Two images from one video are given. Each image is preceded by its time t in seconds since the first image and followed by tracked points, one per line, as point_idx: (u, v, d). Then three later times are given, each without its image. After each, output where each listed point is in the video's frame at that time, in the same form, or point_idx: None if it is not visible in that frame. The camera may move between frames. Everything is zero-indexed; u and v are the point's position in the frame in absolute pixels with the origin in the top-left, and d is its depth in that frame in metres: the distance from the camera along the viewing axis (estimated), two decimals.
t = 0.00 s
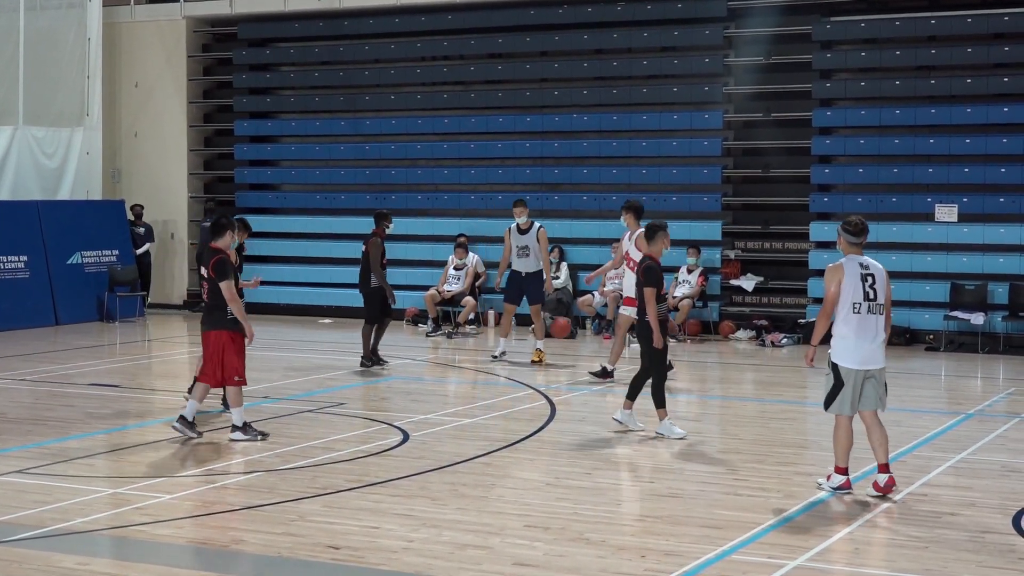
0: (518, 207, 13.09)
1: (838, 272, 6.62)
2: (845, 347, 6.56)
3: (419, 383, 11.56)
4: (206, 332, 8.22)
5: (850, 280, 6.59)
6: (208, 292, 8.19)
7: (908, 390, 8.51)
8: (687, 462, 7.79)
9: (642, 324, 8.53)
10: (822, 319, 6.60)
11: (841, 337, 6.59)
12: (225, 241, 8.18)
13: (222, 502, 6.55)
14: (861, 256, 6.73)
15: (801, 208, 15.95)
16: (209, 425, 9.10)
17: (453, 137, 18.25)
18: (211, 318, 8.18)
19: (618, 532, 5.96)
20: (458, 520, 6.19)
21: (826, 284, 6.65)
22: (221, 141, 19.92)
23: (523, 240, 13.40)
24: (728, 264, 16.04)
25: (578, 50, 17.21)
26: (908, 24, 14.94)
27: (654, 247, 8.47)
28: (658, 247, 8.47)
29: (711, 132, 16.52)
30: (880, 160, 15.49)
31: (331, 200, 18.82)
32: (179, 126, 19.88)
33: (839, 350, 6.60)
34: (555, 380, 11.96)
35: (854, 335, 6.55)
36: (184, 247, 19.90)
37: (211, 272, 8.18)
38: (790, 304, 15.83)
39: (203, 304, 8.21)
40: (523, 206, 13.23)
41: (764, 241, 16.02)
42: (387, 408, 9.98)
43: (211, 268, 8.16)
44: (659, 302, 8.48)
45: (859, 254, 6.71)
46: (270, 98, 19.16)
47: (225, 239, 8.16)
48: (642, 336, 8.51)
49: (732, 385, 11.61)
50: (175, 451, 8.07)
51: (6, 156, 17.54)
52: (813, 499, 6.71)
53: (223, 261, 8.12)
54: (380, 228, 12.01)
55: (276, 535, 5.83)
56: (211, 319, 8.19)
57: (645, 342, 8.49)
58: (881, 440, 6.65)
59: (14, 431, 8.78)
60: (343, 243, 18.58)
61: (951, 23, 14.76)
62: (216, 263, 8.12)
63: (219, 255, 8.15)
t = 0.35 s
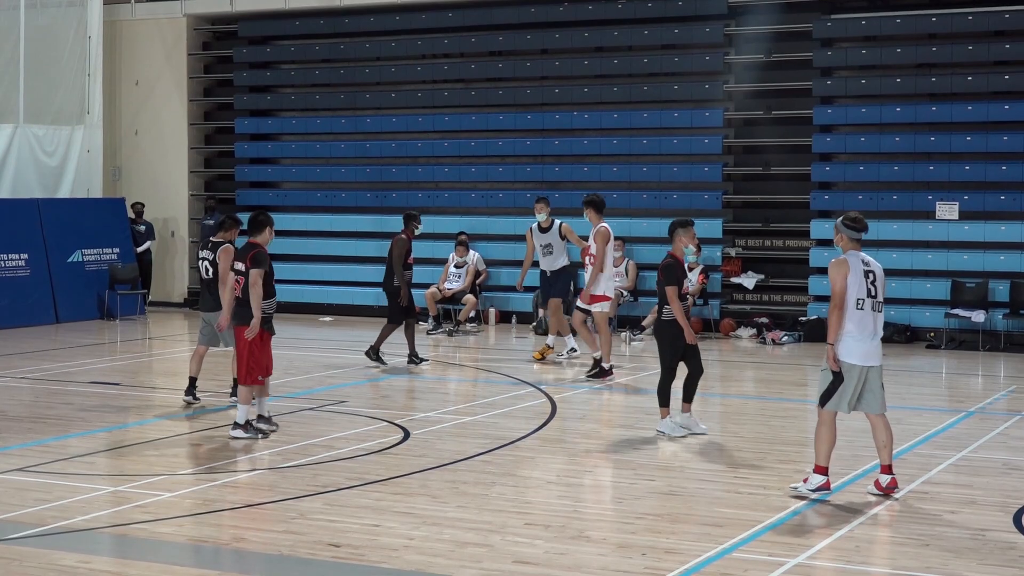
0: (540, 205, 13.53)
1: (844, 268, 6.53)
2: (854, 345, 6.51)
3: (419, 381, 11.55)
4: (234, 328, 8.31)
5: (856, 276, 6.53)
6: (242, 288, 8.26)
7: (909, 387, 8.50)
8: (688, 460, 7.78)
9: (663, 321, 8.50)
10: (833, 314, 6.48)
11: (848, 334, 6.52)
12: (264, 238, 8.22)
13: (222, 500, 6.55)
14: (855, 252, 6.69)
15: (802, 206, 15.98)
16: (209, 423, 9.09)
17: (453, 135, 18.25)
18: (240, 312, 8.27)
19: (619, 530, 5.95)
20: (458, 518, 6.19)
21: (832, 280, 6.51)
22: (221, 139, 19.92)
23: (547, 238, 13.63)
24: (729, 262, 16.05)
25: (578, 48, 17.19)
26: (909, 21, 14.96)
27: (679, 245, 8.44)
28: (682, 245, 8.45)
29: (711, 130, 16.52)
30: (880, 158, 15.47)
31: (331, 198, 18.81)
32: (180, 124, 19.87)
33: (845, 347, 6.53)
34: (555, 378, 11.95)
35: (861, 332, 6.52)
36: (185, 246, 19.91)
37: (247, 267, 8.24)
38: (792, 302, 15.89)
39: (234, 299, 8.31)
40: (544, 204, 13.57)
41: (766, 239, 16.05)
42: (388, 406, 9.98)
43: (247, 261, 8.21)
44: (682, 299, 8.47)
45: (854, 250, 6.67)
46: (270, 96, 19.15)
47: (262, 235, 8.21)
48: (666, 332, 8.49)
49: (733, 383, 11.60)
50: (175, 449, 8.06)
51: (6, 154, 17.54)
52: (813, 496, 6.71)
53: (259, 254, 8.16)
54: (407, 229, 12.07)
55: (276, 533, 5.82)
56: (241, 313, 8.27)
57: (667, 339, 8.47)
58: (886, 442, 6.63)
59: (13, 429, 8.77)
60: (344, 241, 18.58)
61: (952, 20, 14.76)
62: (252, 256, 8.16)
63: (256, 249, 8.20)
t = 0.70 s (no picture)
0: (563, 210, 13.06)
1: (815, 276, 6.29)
2: (831, 353, 6.30)
3: (419, 379, 11.56)
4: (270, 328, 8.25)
5: (825, 282, 6.31)
6: (270, 288, 8.26)
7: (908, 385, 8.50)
8: (688, 457, 7.79)
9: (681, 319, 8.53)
10: (811, 324, 6.23)
11: (824, 342, 6.30)
12: (289, 236, 8.36)
13: (222, 498, 6.55)
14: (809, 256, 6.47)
15: (802, 203, 15.97)
16: (209, 421, 9.09)
17: (453, 133, 18.24)
18: (274, 312, 8.20)
19: (619, 528, 5.95)
20: (457, 516, 6.19)
21: (805, 289, 6.25)
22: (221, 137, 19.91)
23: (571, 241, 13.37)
24: (729, 259, 16.10)
25: (578, 46, 17.18)
26: (909, 19, 14.95)
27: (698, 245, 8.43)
28: (700, 244, 8.43)
29: (711, 128, 16.51)
30: (880, 156, 15.47)
31: (331, 195, 18.82)
32: (180, 121, 19.88)
33: (820, 356, 6.30)
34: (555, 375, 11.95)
35: (835, 338, 6.32)
36: (185, 243, 19.92)
37: (275, 266, 8.34)
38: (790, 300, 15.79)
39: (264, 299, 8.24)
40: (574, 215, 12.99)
41: (765, 237, 15.96)
42: (388, 404, 9.98)
43: (276, 261, 8.32)
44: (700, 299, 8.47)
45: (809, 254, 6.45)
46: (270, 94, 19.14)
47: (287, 233, 8.34)
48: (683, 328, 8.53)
49: (734, 381, 11.61)
50: (175, 446, 8.06)
51: (6, 152, 17.54)
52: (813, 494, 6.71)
53: (290, 252, 8.29)
54: (432, 232, 12.05)
55: (276, 531, 5.82)
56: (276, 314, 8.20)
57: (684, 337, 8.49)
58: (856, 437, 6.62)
59: (13, 427, 8.77)
60: (343, 239, 18.59)
61: (952, 18, 14.75)
62: (282, 255, 8.29)
63: (284, 248, 8.33)
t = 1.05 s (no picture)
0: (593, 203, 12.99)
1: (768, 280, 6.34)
2: (784, 354, 6.28)
3: (418, 377, 11.56)
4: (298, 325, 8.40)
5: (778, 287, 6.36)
6: (297, 284, 8.42)
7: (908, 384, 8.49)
8: (687, 457, 7.79)
9: (696, 314, 8.41)
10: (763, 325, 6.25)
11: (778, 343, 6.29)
12: (313, 233, 8.51)
13: (222, 496, 6.55)
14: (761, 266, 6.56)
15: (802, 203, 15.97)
16: (208, 419, 9.08)
17: (453, 132, 18.23)
18: (300, 308, 8.39)
19: (618, 527, 5.95)
20: (457, 514, 6.19)
21: (760, 292, 6.29)
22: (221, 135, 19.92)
23: (588, 236, 13.16)
24: (729, 259, 16.10)
25: (578, 45, 17.18)
26: (909, 19, 14.95)
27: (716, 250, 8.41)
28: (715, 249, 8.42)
29: (711, 128, 16.51)
30: (880, 156, 15.48)
31: (331, 194, 18.82)
32: (180, 119, 19.88)
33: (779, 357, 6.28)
34: (554, 374, 11.95)
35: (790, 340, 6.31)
36: (184, 242, 19.91)
37: (300, 263, 8.48)
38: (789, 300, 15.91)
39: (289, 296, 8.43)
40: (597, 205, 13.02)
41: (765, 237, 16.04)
42: (387, 402, 9.99)
43: (302, 258, 8.45)
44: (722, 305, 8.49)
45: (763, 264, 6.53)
46: (270, 92, 19.14)
47: (311, 231, 8.49)
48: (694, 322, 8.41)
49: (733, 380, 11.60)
50: (175, 445, 8.06)
51: (6, 149, 17.54)
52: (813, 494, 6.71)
53: (316, 251, 8.45)
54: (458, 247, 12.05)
55: (275, 529, 5.82)
56: (304, 311, 8.38)
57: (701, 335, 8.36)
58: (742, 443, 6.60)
59: (12, 425, 8.77)
60: (343, 238, 18.58)
61: (952, 18, 14.75)
62: (309, 253, 8.44)
63: (311, 246, 8.48)
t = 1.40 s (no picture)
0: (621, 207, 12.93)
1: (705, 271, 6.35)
2: (712, 348, 6.33)
3: (418, 377, 11.56)
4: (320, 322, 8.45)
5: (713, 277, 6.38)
6: (321, 281, 8.47)
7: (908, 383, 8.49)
8: (687, 456, 7.79)
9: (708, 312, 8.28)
10: (698, 316, 6.28)
11: (706, 336, 6.34)
12: (338, 232, 8.57)
13: (222, 495, 6.55)
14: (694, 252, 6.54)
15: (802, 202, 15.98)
16: (207, 419, 9.08)
17: (453, 131, 18.23)
18: (324, 304, 8.44)
19: (618, 527, 5.95)
20: (457, 514, 6.19)
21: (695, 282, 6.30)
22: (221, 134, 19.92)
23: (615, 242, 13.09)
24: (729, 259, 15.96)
25: (579, 44, 17.17)
26: (909, 18, 14.95)
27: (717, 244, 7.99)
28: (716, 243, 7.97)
29: (711, 127, 16.52)
30: (880, 155, 15.48)
31: (332, 193, 18.82)
32: (180, 119, 19.89)
33: (707, 350, 6.34)
34: (554, 374, 11.96)
35: (717, 334, 6.37)
36: (184, 241, 19.90)
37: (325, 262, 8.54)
38: (789, 298, 15.86)
39: (311, 293, 8.47)
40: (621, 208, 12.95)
41: (765, 236, 15.95)
42: (386, 401, 9.99)
43: (329, 256, 8.51)
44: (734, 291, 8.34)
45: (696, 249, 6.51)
46: (270, 91, 19.14)
47: (337, 230, 8.55)
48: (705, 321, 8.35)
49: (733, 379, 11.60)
50: (176, 444, 8.07)
51: (7, 148, 17.54)
52: (813, 493, 6.72)
53: (343, 250, 8.52)
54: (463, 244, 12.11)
55: (276, 528, 5.83)
56: (327, 307, 8.44)
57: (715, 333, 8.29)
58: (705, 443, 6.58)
59: (13, 424, 8.77)
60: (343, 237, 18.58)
61: (952, 17, 14.75)
62: (336, 252, 8.51)
63: (338, 245, 8.55)
